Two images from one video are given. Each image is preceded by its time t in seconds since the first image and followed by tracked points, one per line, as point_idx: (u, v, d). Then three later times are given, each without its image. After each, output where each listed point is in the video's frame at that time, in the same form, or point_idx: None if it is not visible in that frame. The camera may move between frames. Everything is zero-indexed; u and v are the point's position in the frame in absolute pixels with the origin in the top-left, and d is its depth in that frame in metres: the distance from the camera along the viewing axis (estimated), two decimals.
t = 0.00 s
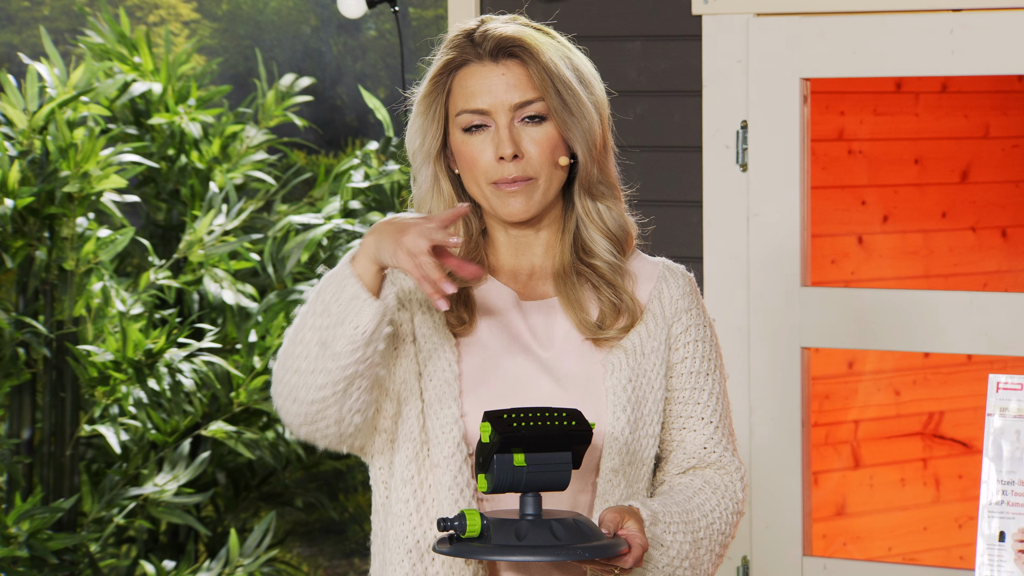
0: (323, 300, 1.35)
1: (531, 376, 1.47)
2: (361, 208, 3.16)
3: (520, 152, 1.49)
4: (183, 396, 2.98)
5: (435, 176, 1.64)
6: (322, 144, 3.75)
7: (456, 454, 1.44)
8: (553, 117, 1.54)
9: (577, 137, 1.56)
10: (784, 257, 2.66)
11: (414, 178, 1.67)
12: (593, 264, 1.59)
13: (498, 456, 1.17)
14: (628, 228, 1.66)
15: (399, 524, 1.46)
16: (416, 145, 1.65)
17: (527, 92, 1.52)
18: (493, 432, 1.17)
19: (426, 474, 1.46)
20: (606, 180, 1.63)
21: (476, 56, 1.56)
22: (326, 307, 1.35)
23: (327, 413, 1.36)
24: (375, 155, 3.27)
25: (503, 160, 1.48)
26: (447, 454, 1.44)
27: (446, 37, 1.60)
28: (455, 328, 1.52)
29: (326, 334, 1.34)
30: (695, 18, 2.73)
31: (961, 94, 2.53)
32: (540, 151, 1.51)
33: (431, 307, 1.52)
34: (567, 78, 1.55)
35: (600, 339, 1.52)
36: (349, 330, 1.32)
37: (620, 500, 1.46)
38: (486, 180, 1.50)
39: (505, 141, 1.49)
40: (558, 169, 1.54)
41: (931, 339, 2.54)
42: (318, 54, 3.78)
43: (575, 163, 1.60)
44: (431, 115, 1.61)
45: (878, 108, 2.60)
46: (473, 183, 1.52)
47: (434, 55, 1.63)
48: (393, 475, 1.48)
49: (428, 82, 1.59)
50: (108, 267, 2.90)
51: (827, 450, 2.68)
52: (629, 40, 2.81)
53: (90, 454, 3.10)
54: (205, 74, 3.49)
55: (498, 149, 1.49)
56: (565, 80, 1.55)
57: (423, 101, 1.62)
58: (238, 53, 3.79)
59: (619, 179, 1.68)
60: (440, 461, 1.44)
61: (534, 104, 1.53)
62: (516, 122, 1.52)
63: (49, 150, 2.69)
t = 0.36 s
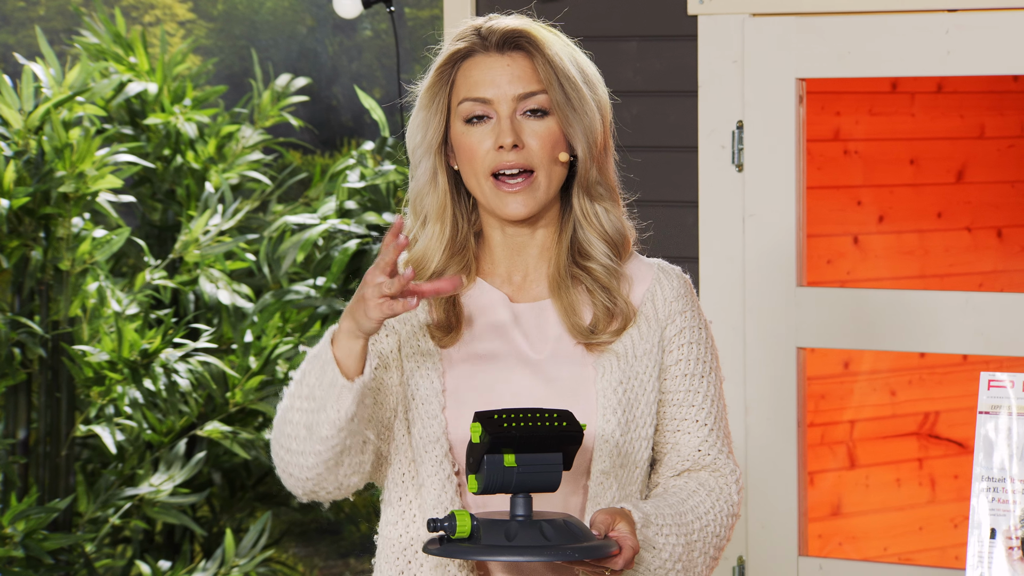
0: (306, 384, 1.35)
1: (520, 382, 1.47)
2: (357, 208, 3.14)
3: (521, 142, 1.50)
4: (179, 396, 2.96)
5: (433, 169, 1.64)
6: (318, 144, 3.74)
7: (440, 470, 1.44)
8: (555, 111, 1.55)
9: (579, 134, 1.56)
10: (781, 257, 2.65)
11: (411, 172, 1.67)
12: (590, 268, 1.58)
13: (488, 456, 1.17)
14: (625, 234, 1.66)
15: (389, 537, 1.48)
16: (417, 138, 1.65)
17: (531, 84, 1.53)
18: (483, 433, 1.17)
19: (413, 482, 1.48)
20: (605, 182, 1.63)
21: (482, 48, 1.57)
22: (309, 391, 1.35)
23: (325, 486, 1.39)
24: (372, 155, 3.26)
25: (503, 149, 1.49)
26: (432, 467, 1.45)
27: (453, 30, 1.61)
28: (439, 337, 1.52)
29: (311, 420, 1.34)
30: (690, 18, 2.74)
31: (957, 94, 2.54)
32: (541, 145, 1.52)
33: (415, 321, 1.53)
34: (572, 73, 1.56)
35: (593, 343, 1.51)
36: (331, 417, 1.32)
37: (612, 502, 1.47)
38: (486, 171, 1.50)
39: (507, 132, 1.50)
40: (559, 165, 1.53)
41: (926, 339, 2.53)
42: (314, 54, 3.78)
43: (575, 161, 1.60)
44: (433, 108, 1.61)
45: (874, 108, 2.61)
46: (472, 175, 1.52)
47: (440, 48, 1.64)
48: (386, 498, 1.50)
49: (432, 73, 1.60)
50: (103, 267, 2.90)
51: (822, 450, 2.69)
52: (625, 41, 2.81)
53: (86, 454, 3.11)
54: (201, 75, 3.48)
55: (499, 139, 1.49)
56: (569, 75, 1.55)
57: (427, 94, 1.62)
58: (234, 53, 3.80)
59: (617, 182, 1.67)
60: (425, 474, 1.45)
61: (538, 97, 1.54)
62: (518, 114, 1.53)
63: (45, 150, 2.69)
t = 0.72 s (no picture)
0: (322, 379, 1.26)
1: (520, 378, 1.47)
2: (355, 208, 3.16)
3: (515, 129, 1.50)
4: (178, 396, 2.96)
5: (428, 163, 1.63)
6: (316, 144, 3.74)
7: (447, 466, 1.43)
8: (551, 101, 1.56)
9: (574, 127, 1.58)
10: (780, 256, 2.65)
11: (405, 167, 1.67)
12: (584, 269, 1.59)
13: (487, 455, 1.16)
14: (619, 234, 1.66)
15: (391, 532, 1.45)
16: (412, 131, 1.65)
17: (528, 74, 1.55)
18: (483, 431, 1.16)
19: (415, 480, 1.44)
20: (598, 182, 1.64)
21: (482, 39, 1.59)
22: (328, 386, 1.26)
23: (354, 471, 1.33)
24: (370, 155, 3.26)
25: (497, 134, 1.49)
26: (437, 464, 1.43)
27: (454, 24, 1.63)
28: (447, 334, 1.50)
29: (336, 414, 1.26)
30: (689, 18, 2.74)
31: (954, 95, 2.58)
32: (535, 135, 1.52)
33: (421, 316, 1.50)
34: (570, 67, 1.58)
35: (588, 343, 1.51)
36: (359, 407, 1.25)
37: (610, 497, 1.46)
38: (479, 157, 1.50)
39: (502, 117, 1.50)
40: (551, 157, 1.53)
41: (924, 340, 2.52)
42: (312, 54, 3.78)
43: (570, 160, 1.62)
44: (428, 99, 1.62)
45: (872, 108, 2.68)
46: (464, 162, 1.51)
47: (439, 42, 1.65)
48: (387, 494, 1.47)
49: (430, 65, 1.61)
50: (101, 267, 2.90)
51: (821, 450, 2.71)
52: (623, 40, 2.81)
53: (84, 454, 3.11)
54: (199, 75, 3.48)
55: (494, 124, 1.50)
56: (567, 69, 1.57)
57: (423, 86, 1.62)
58: (232, 54, 3.80)
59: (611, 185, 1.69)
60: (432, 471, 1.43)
61: (535, 86, 1.55)
62: (514, 103, 1.53)
63: (43, 150, 2.68)
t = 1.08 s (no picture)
0: (360, 384, 1.29)
1: (517, 381, 1.47)
2: (355, 208, 3.15)
3: (510, 148, 1.49)
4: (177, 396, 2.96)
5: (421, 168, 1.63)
6: (316, 144, 3.75)
7: (442, 475, 1.44)
8: (546, 116, 1.55)
9: (568, 141, 1.57)
10: (779, 256, 2.65)
11: (399, 170, 1.67)
12: (578, 267, 1.59)
13: (494, 455, 1.16)
14: (614, 236, 1.66)
15: (385, 525, 1.48)
16: (405, 135, 1.64)
17: (523, 90, 1.53)
18: (490, 432, 1.16)
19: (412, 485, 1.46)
20: (592, 189, 1.64)
21: (476, 49, 1.57)
22: (366, 392, 1.29)
23: (374, 487, 1.34)
24: (369, 155, 3.27)
25: (493, 153, 1.48)
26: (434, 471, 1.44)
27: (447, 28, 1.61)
28: (439, 337, 1.50)
29: (369, 421, 1.29)
30: (688, 18, 2.74)
31: (954, 95, 2.55)
32: (529, 151, 1.51)
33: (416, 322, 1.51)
34: (564, 81, 1.56)
35: (583, 341, 1.51)
36: (395, 416, 1.28)
37: (609, 496, 1.46)
38: (474, 174, 1.49)
39: (497, 136, 1.49)
40: (545, 170, 1.53)
41: (922, 340, 2.53)
42: (311, 54, 3.78)
43: (564, 169, 1.61)
44: (422, 106, 1.61)
45: (871, 108, 2.61)
46: (460, 176, 1.51)
47: (432, 46, 1.63)
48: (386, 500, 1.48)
49: (424, 71, 1.60)
50: (100, 268, 2.90)
51: (819, 450, 2.69)
52: (622, 41, 2.81)
53: (84, 454, 3.11)
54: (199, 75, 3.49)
55: (489, 143, 1.49)
56: (562, 82, 1.56)
57: (417, 91, 1.61)
58: (232, 54, 3.80)
59: (604, 187, 1.68)
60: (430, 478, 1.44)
61: (530, 102, 1.53)
62: (509, 118, 1.52)
63: (42, 150, 2.68)
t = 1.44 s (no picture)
0: (345, 422, 1.30)
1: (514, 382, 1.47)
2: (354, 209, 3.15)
3: (509, 153, 1.49)
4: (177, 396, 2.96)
5: (421, 170, 1.64)
6: (316, 144, 3.75)
7: (441, 478, 1.45)
8: (545, 120, 1.54)
9: (568, 144, 1.56)
10: (779, 257, 2.65)
11: (399, 172, 1.68)
12: (578, 267, 1.58)
13: (492, 452, 1.16)
14: (615, 237, 1.66)
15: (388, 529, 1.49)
16: (405, 138, 1.65)
17: (521, 94, 1.53)
18: (489, 428, 1.16)
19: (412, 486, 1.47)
20: (593, 189, 1.64)
21: (472, 54, 1.56)
22: (350, 429, 1.30)
23: (367, 515, 1.37)
24: (369, 155, 3.27)
25: (491, 159, 1.48)
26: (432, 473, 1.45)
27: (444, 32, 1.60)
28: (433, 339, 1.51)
29: (356, 458, 1.30)
30: (688, 19, 2.74)
31: (954, 95, 2.55)
32: (528, 155, 1.51)
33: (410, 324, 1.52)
34: (562, 84, 1.55)
35: (582, 342, 1.51)
36: (380, 452, 1.29)
37: (608, 498, 1.47)
38: (473, 178, 1.50)
39: (495, 141, 1.49)
40: (545, 173, 1.53)
41: (921, 340, 2.53)
42: (311, 54, 3.79)
43: (564, 170, 1.60)
44: (421, 111, 1.61)
45: (871, 109, 2.61)
46: (458, 180, 1.52)
47: (429, 50, 1.63)
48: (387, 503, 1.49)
49: (422, 76, 1.59)
50: (100, 268, 2.90)
51: (819, 451, 2.69)
52: (622, 41, 2.81)
53: (83, 455, 3.11)
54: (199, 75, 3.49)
55: (487, 148, 1.49)
56: (560, 85, 1.55)
57: (415, 95, 1.61)
58: (232, 54, 3.80)
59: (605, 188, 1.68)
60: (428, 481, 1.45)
61: (528, 106, 1.53)
62: (507, 122, 1.52)
63: (42, 151, 2.67)
